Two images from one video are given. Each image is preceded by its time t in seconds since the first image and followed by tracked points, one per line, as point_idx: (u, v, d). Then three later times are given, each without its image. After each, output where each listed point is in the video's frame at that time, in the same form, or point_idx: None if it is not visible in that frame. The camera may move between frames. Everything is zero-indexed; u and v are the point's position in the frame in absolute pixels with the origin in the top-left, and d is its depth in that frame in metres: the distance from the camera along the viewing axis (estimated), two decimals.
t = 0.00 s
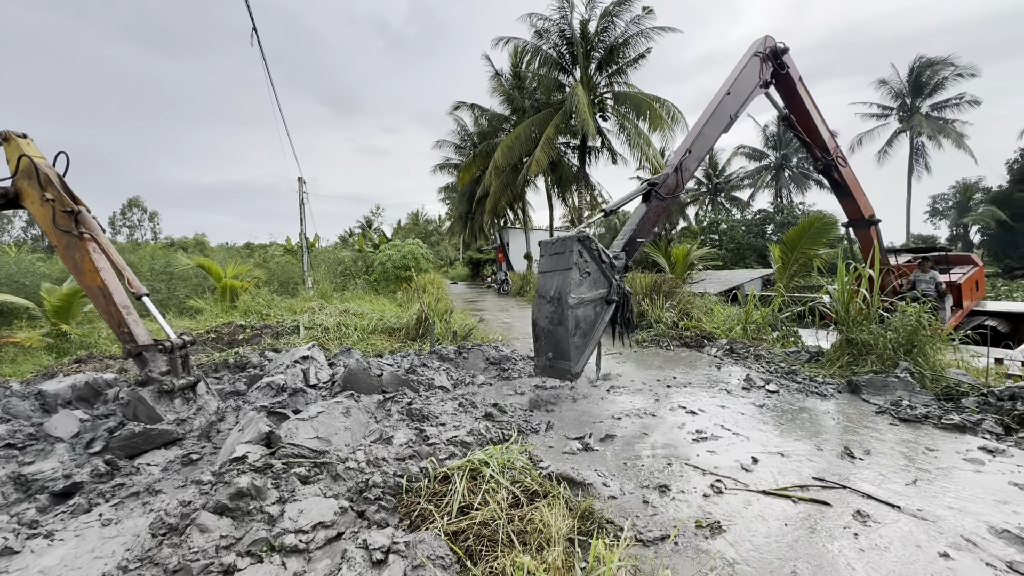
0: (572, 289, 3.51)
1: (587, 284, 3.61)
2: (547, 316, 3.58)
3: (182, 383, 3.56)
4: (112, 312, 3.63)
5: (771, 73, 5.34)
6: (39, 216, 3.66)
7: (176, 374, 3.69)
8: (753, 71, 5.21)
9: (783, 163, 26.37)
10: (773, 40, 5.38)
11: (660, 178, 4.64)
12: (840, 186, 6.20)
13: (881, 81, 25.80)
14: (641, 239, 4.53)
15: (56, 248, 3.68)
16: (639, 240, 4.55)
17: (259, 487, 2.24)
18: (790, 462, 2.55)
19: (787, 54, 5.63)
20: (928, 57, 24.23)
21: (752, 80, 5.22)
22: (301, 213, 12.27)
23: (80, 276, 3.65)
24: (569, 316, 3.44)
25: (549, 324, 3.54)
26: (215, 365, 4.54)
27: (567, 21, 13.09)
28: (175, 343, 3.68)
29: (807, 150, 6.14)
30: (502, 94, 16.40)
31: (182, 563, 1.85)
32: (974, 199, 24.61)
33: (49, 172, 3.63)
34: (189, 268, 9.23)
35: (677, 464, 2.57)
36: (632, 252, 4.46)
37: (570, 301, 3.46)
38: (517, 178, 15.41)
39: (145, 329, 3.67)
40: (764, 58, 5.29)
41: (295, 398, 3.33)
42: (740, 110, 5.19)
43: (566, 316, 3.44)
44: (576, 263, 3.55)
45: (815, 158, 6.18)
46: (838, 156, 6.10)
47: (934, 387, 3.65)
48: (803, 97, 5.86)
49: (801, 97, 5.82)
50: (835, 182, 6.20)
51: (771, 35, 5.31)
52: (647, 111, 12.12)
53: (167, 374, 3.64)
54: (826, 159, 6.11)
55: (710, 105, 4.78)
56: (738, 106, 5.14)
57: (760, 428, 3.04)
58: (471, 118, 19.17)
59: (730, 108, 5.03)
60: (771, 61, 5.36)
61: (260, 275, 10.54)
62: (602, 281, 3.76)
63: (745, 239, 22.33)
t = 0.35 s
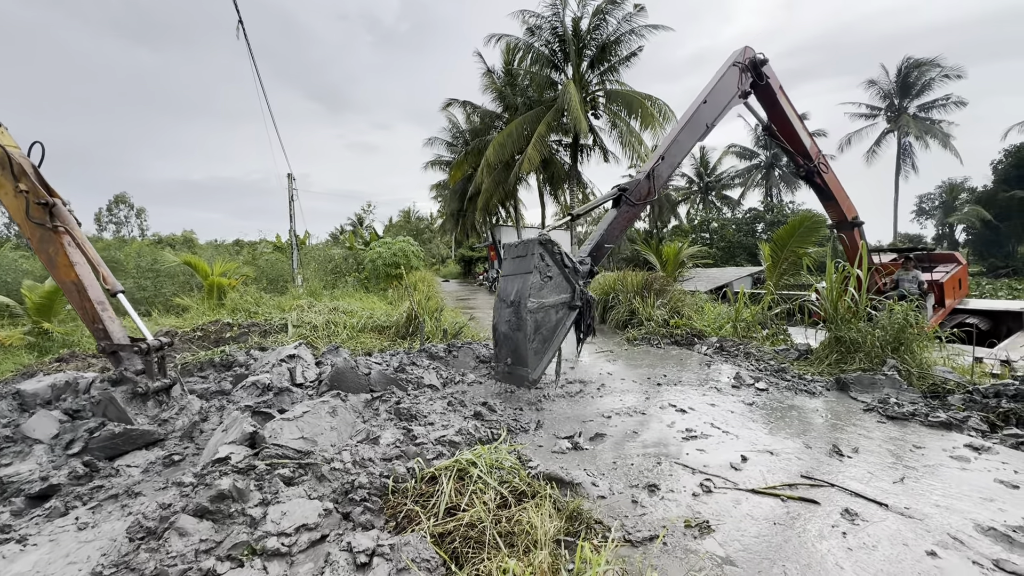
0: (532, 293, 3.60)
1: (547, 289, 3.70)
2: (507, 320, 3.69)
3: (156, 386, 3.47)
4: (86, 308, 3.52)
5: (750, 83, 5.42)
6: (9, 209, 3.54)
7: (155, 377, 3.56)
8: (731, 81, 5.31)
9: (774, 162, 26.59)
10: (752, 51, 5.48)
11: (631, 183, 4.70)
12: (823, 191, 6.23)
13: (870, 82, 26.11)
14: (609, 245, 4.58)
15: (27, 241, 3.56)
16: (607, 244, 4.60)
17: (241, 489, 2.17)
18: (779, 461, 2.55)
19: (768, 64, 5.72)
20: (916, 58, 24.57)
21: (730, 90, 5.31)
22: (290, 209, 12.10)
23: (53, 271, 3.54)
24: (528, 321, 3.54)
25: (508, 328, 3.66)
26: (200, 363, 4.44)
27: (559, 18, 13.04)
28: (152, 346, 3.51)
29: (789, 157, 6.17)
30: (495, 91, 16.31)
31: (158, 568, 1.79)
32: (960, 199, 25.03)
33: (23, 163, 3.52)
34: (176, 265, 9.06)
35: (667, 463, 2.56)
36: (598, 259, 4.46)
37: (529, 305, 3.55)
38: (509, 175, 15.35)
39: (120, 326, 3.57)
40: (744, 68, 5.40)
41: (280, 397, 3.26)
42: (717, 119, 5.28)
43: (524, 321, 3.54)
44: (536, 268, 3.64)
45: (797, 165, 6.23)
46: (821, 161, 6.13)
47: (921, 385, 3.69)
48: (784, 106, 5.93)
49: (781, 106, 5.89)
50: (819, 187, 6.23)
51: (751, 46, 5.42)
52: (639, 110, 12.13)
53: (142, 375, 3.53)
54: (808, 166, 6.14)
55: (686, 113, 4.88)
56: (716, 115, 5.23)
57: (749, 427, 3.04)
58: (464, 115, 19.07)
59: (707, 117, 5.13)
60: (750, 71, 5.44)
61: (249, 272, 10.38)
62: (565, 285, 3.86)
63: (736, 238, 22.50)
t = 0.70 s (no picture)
0: (484, 280, 3.88)
1: (502, 277, 3.97)
2: (463, 305, 4.01)
3: (137, 384, 3.41)
4: (71, 301, 3.46)
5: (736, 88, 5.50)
6: None
7: (138, 375, 3.49)
8: (717, 86, 5.38)
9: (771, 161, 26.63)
10: (740, 58, 5.57)
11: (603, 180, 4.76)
12: (815, 194, 6.21)
13: (868, 81, 26.17)
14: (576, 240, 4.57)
15: (13, 230, 3.49)
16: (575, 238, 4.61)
17: (230, 488, 2.12)
18: (775, 460, 2.53)
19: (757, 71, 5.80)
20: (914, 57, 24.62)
21: (715, 96, 5.41)
22: (286, 204, 12.00)
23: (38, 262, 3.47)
24: (479, 307, 3.83)
25: (463, 313, 3.98)
26: (192, 360, 4.38)
27: (557, 15, 12.96)
28: (138, 344, 3.45)
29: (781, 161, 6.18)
30: (492, 88, 16.23)
31: (144, 569, 1.75)
32: (955, 199, 25.17)
33: (9, 150, 3.44)
34: (170, 260, 8.96)
35: (663, 462, 2.54)
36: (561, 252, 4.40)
37: (480, 291, 3.83)
38: (507, 172, 15.30)
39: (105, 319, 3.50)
40: (731, 75, 5.47)
41: (273, 394, 3.21)
42: (700, 123, 5.38)
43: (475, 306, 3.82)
44: (492, 256, 3.91)
45: (789, 168, 6.23)
46: (813, 165, 6.12)
47: (917, 383, 3.69)
48: (775, 110, 5.96)
49: (770, 111, 5.91)
50: (811, 190, 6.23)
51: (738, 53, 5.49)
52: (636, 107, 12.11)
53: (124, 371, 3.46)
54: (800, 170, 6.14)
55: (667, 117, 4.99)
56: (699, 119, 5.33)
57: (745, 425, 3.02)
58: (461, 111, 18.97)
59: (689, 120, 5.24)
60: (737, 77, 5.52)
61: (244, 268, 10.30)
62: (522, 274, 4.11)
63: (733, 236, 22.56)
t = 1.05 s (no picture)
0: (442, 262, 4.07)
1: (459, 262, 4.17)
2: (420, 285, 4.17)
3: (122, 378, 3.35)
4: (58, 290, 3.44)
5: (724, 95, 5.55)
6: None
7: (124, 369, 3.41)
8: (703, 93, 5.46)
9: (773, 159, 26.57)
10: (731, 66, 5.58)
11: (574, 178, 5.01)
12: (812, 196, 6.22)
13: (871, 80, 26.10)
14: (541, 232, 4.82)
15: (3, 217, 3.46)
16: (542, 231, 4.87)
17: (227, 486, 2.10)
18: (777, 460, 2.50)
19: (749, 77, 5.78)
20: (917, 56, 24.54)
21: (702, 102, 5.49)
22: (286, 199, 11.91)
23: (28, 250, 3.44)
24: (433, 288, 4.02)
25: (419, 293, 4.14)
26: (191, 356, 4.35)
27: (559, 11, 12.87)
28: (125, 338, 3.39)
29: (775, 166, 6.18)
30: (493, 84, 16.14)
31: (138, 567, 1.72)
32: (957, 198, 25.13)
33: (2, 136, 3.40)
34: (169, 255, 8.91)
35: (663, 461, 2.51)
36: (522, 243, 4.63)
37: (436, 272, 4.01)
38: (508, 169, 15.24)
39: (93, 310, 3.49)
40: (720, 81, 5.53)
41: (270, 391, 3.18)
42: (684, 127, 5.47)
43: (429, 287, 4.00)
44: (450, 240, 4.12)
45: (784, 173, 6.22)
46: (808, 168, 6.10)
47: (919, 383, 3.67)
48: (770, 116, 5.94)
49: (763, 117, 5.88)
50: (807, 192, 6.23)
51: (729, 60, 5.54)
52: (638, 104, 12.03)
53: (111, 364, 3.40)
54: (795, 174, 6.14)
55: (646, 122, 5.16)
56: (682, 124, 5.43)
57: (746, 424, 3.00)
58: (462, 108, 18.88)
59: (671, 123, 5.34)
60: (725, 84, 5.56)
61: (244, 263, 10.27)
62: (480, 260, 4.32)
63: (734, 234, 22.56)
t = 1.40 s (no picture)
0: (406, 249, 3.99)
1: (424, 251, 4.09)
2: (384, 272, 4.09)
3: (110, 376, 3.29)
4: (53, 283, 3.33)
5: (718, 104, 5.49)
6: None
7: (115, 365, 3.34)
8: (696, 99, 5.40)
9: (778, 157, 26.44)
10: (726, 74, 5.54)
11: (551, 175, 5.02)
12: (813, 199, 6.17)
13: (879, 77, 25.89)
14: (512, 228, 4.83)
15: None
16: (514, 227, 4.88)
17: (227, 482, 2.09)
18: (781, 461, 2.48)
19: (745, 85, 5.69)
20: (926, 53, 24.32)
21: (695, 109, 5.45)
22: (290, 196, 11.89)
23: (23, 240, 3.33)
24: (396, 274, 3.92)
25: (383, 280, 4.05)
26: (194, 351, 4.35)
27: (564, 7, 12.79)
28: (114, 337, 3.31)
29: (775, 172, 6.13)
30: (497, 81, 16.07)
31: (138, 563, 1.72)
32: (965, 197, 24.93)
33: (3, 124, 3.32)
34: (173, 252, 8.92)
35: (666, 460, 2.50)
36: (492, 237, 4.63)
37: (399, 259, 3.93)
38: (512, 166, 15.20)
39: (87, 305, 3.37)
40: (714, 90, 5.48)
41: (273, 387, 3.17)
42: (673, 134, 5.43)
43: (393, 273, 3.91)
44: (416, 229, 4.05)
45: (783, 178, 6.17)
46: (808, 172, 6.05)
47: (925, 384, 3.64)
48: (766, 121, 5.88)
49: (761, 124, 5.82)
50: (808, 196, 6.19)
51: (724, 69, 5.50)
52: (643, 101, 11.96)
53: (100, 360, 3.32)
54: (794, 178, 6.09)
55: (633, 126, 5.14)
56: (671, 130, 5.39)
57: (750, 424, 2.98)
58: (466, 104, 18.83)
59: (658, 128, 5.31)
60: (719, 92, 5.50)
61: (248, 260, 10.29)
62: (446, 250, 4.24)
63: (738, 233, 22.48)
